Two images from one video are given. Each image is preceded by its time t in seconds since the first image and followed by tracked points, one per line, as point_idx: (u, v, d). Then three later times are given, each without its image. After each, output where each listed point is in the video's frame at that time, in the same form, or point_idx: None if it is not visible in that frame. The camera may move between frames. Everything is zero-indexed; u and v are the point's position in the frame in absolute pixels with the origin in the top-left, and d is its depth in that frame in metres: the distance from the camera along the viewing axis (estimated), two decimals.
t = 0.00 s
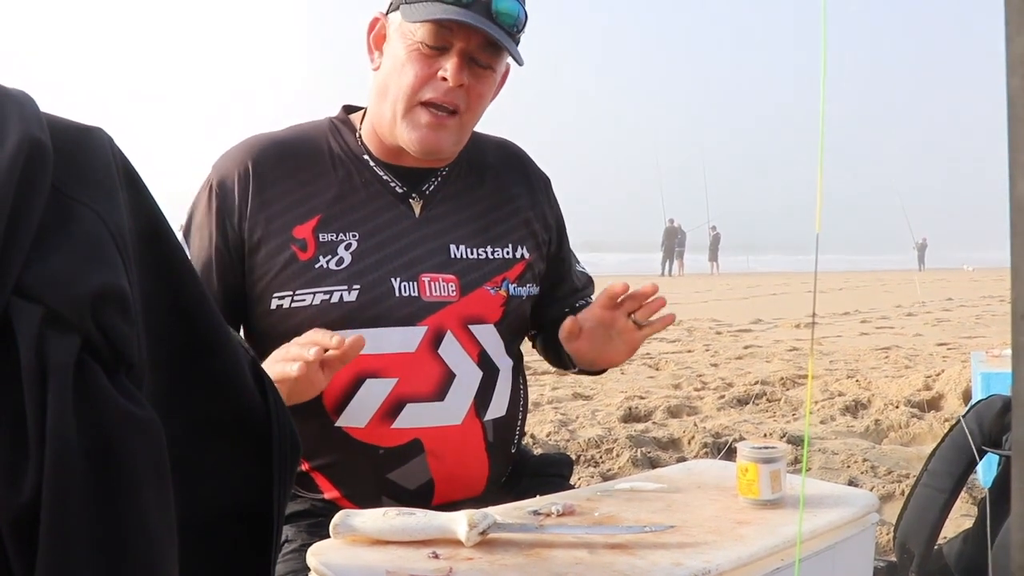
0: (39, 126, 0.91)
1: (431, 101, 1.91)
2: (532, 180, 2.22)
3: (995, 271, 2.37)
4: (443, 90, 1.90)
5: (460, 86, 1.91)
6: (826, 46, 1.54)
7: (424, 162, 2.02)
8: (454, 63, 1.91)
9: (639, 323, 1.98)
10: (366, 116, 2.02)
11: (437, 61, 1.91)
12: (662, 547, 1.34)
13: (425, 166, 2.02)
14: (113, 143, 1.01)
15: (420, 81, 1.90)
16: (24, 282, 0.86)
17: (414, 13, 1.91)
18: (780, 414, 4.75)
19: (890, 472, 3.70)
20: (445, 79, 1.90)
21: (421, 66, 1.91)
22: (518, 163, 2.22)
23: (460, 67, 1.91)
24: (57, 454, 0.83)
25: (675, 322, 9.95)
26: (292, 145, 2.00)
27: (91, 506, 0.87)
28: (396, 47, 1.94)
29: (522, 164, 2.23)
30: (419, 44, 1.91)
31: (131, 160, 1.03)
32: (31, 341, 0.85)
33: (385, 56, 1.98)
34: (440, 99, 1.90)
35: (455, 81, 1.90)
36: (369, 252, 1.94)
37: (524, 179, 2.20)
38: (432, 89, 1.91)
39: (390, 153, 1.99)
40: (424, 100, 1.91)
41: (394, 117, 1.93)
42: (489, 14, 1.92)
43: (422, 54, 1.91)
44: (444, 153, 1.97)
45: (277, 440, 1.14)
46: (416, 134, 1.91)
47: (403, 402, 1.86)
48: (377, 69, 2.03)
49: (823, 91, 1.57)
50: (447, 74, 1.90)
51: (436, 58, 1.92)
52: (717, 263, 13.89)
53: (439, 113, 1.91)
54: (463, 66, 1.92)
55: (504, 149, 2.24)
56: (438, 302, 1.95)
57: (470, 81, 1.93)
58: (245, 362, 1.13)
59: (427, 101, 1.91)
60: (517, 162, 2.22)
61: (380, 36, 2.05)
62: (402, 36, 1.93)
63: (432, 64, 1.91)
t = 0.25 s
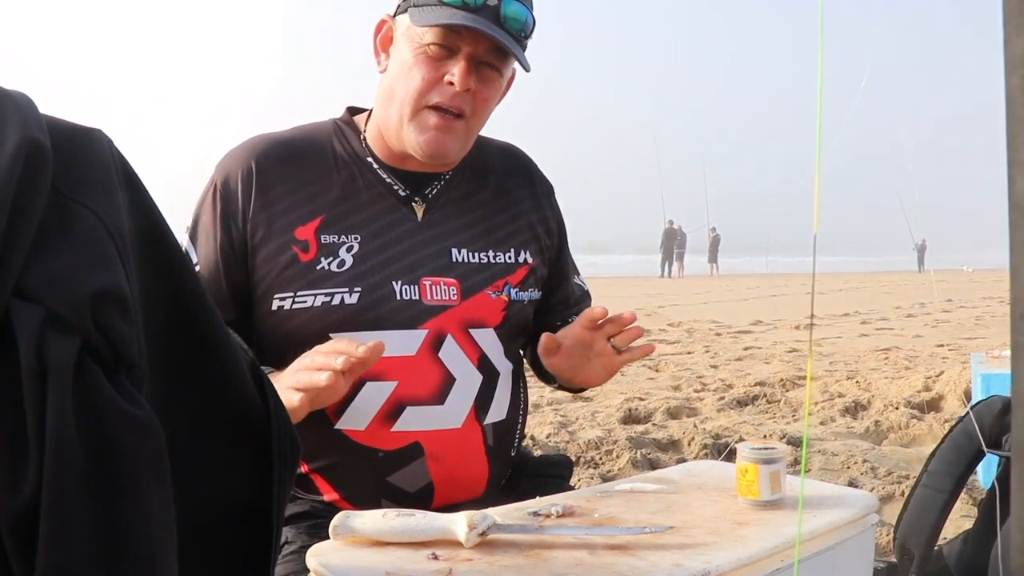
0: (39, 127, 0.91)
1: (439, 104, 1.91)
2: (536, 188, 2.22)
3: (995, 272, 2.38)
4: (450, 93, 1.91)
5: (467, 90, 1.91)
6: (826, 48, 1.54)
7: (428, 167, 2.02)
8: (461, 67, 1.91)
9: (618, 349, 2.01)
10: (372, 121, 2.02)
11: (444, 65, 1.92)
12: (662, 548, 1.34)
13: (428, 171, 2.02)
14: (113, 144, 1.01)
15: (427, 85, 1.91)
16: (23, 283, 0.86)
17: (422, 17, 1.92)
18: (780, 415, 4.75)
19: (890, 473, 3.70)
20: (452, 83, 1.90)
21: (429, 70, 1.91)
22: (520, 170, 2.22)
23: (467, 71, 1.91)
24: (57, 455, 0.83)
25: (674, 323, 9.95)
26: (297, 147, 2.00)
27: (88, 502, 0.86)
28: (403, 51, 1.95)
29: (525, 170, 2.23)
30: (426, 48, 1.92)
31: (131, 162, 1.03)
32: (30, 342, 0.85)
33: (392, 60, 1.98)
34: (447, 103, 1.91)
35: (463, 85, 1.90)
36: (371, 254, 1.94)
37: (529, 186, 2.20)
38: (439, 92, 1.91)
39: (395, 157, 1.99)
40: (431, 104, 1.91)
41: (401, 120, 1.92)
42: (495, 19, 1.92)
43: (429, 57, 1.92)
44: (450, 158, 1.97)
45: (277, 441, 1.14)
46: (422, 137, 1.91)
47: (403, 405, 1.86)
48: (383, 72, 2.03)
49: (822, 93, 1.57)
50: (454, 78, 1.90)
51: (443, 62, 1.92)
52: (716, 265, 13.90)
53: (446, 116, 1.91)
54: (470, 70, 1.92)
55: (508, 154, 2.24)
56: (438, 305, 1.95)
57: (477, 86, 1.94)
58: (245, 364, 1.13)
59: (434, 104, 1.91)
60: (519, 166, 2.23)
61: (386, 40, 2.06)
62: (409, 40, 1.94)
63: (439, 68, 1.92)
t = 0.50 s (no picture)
0: (43, 117, 0.91)
1: (451, 108, 1.90)
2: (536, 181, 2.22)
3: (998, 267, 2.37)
4: (463, 97, 1.89)
5: (479, 96, 1.89)
6: (832, 40, 1.54)
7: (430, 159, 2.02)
8: (473, 72, 1.88)
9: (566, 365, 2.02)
10: (376, 112, 1.99)
11: (456, 70, 1.88)
12: (664, 540, 1.34)
13: (426, 164, 2.03)
14: (116, 134, 1.01)
15: (439, 90, 1.88)
16: (27, 273, 0.86)
17: (435, 22, 1.86)
18: (781, 411, 4.75)
19: (891, 469, 3.69)
20: (465, 90, 1.88)
21: (441, 75, 1.88)
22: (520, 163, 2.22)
23: (479, 77, 1.88)
24: (61, 447, 0.83)
25: (675, 319, 9.95)
26: (303, 138, 1.99)
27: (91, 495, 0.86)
28: (413, 51, 1.90)
29: (525, 163, 2.24)
30: (438, 52, 1.87)
31: (135, 153, 1.03)
32: (34, 332, 0.85)
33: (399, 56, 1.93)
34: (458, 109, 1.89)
35: (475, 92, 1.88)
36: (375, 245, 1.94)
37: (528, 179, 2.20)
38: (451, 98, 1.89)
39: (399, 151, 1.99)
40: (442, 109, 1.89)
41: (411, 123, 1.91)
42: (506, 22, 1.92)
43: (441, 62, 1.87)
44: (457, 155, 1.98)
45: (279, 435, 1.14)
46: (433, 141, 1.91)
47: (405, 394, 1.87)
48: (388, 67, 1.99)
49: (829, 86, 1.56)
50: (467, 85, 1.88)
51: (454, 66, 1.88)
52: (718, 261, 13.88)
53: (457, 121, 1.90)
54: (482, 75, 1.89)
55: (508, 149, 2.24)
56: (441, 296, 1.96)
57: (487, 89, 1.92)
58: (248, 357, 1.13)
59: (446, 109, 1.90)
60: (516, 157, 2.23)
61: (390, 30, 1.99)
62: (419, 40, 1.88)
63: (451, 74, 1.88)
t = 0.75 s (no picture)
0: (47, 117, 0.91)
1: (466, 118, 1.91)
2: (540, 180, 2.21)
3: (1002, 265, 2.37)
4: (478, 107, 1.90)
5: (495, 106, 1.91)
6: (835, 37, 1.54)
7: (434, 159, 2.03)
8: (490, 84, 1.89)
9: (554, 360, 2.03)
10: (383, 115, 1.98)
11: (473, 82, 1.88)
12: (668, 538, 1.34)
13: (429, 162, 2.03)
14: (120, 134, 1.01)
15: (454, 102, 1.88)
16: (32, 273, 0.87)
17: (457, 38, 1.85)
18: (785, 409, 4.75)
19: (895, 467, 3.69)
20: (482, 102, 1.89)
21: (458, 88, 1.88)
22: (525, 163, 2.22)
23: (495, 88, 1.89)
24: (64, 447, 0.83)
25: (678, 318, 9.95)
26: (307, 136, 1.99)
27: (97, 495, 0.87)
28: (428, 62, 1.89)
29: (528, 163, 2.23)
30: (456, 65, 1.87)
31: (139, 153, 1.03)
32: (39, 332, 0.85)
33: (411, 64, 1.92)
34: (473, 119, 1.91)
35: (491, 103, 1.90)
36: (379, 244, 1.94)
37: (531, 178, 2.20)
38: (467, 109, 1.90)
39: (404, 151, 1.99)
40: (457, 119, 1.90)
41: (424, 133, 1.91)
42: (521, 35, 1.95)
43: (459, 75, 1.87)
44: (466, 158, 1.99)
45: (283, 435, 1.14)
46: (447, 150, 1.93)
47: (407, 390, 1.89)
48: (394, 74, 1.96)
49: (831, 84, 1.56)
50: (484, 97, 1.89)
51: (471, 78, 1.88)
52: (720, 259, 13.88)
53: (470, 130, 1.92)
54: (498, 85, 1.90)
55: (513, 148, 2.23)
56: (445, 292, 1.97)
57: (501, 98, 1.93)
58: (252, 358, 1.13)
59: (460, 119, 1.91)
60: (519, 156, 2.23)
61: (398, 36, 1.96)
62: (436, 52, 1.87)
63: (468, 85, 1.88)
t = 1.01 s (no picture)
0: (48, 117, 0.92)
1: (445, 118, 1.91)
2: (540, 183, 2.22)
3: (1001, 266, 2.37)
4: (456, 108, 1.90)
5: (474, 107, 1.90)
6: (835, 37, 1.54)
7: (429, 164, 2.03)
8: (467, 84, 1.88)
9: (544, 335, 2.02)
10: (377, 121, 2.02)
11: (450, 82, 1.89)
12: (668, 539, 1.34)
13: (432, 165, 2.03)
14: (121, 134, 1.02)
15: (432, 101, 1.89)
16: (33, 272, 0.87)
17: (429, 38, 1.88)
18: (784, 410, 4.75)
19: (894, 468, 3.69)
20: (458, 101, 1.89)
21: (435, 87, 1.89)
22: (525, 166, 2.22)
23: (473, 89, 1.89)
24: (65, 448, 0.83)
25: (678, 318, 9.95)
26: (308, 139, 2.00)
27: (98, 497, 0.87)
28: (409, 63, 1.92)
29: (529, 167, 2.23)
30: (432, 65, 1.88)
31: (140, 154, 1.03)
32: (40, 332, 0.85)
33: (398, 67, 1.95)
34: (452, 119, 1.90)
35: (469, 103, 1.89)
36: (379, 245, 1.94)
37: (533, 182, 2.20)
38: (445, 109, 1.90)
39: (400, 154, 2.00)
40: (436, 119, 1.90)
41: (406, 133, 1.93)
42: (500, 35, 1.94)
43: (435, 75, 1.89)
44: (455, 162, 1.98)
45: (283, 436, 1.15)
46: (429, 150, 1.92)
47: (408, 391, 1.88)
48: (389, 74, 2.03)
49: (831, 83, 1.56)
50: (460, 96, 1.88)
51: (449, 78, 1.89)
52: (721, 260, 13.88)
53: (451, 130, 1.91)
54: (477, 86, 1.90)
55: (511, 151, 2.24)
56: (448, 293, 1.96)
57: (483, 100, 1.92)
58: (252, 359, 1.13)
59: (440, 119, 1.91)
60: (521, 160, 2.22)
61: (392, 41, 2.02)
62: (415, 53, 1.90)
63: (445, 85, 1.89)
